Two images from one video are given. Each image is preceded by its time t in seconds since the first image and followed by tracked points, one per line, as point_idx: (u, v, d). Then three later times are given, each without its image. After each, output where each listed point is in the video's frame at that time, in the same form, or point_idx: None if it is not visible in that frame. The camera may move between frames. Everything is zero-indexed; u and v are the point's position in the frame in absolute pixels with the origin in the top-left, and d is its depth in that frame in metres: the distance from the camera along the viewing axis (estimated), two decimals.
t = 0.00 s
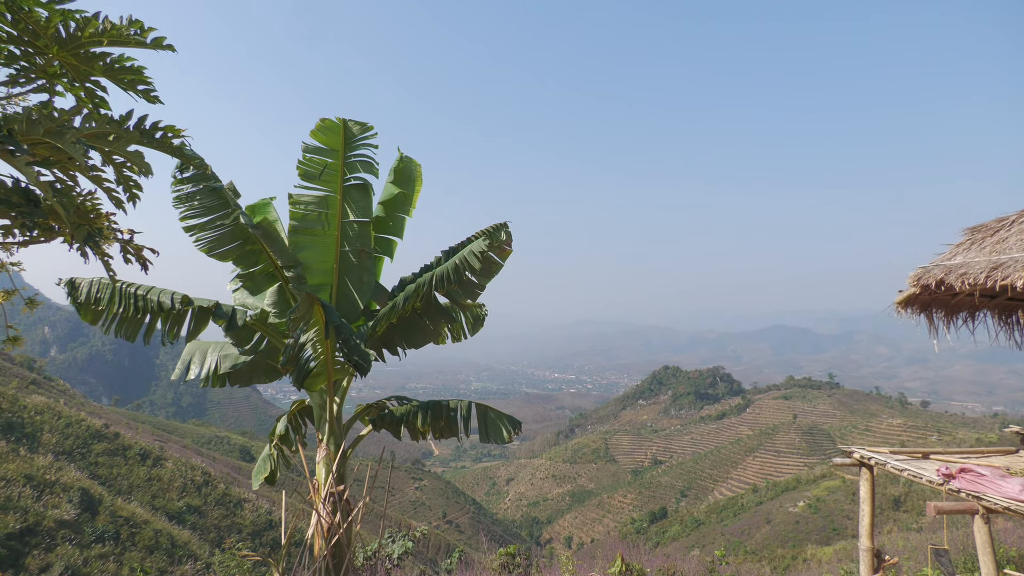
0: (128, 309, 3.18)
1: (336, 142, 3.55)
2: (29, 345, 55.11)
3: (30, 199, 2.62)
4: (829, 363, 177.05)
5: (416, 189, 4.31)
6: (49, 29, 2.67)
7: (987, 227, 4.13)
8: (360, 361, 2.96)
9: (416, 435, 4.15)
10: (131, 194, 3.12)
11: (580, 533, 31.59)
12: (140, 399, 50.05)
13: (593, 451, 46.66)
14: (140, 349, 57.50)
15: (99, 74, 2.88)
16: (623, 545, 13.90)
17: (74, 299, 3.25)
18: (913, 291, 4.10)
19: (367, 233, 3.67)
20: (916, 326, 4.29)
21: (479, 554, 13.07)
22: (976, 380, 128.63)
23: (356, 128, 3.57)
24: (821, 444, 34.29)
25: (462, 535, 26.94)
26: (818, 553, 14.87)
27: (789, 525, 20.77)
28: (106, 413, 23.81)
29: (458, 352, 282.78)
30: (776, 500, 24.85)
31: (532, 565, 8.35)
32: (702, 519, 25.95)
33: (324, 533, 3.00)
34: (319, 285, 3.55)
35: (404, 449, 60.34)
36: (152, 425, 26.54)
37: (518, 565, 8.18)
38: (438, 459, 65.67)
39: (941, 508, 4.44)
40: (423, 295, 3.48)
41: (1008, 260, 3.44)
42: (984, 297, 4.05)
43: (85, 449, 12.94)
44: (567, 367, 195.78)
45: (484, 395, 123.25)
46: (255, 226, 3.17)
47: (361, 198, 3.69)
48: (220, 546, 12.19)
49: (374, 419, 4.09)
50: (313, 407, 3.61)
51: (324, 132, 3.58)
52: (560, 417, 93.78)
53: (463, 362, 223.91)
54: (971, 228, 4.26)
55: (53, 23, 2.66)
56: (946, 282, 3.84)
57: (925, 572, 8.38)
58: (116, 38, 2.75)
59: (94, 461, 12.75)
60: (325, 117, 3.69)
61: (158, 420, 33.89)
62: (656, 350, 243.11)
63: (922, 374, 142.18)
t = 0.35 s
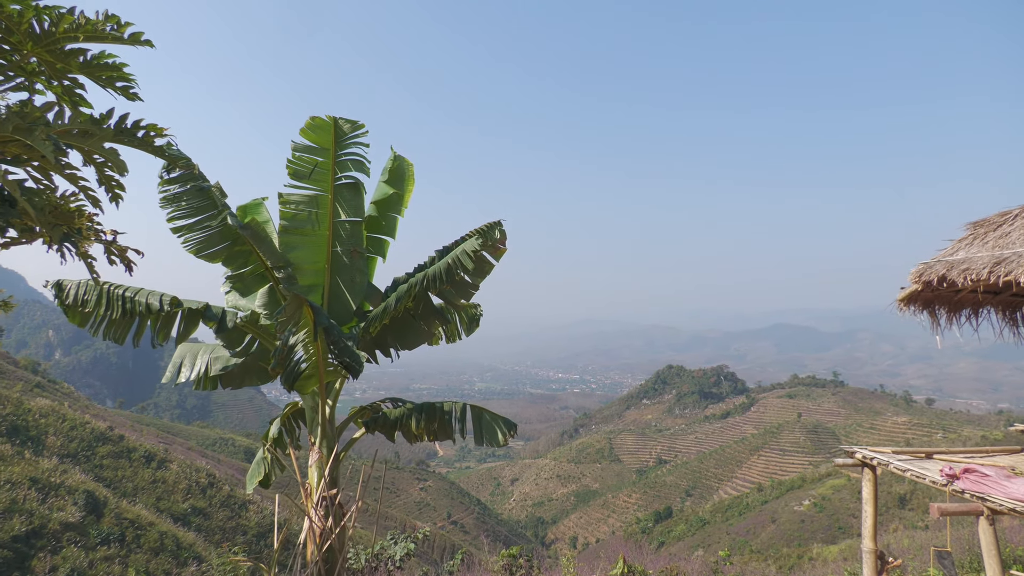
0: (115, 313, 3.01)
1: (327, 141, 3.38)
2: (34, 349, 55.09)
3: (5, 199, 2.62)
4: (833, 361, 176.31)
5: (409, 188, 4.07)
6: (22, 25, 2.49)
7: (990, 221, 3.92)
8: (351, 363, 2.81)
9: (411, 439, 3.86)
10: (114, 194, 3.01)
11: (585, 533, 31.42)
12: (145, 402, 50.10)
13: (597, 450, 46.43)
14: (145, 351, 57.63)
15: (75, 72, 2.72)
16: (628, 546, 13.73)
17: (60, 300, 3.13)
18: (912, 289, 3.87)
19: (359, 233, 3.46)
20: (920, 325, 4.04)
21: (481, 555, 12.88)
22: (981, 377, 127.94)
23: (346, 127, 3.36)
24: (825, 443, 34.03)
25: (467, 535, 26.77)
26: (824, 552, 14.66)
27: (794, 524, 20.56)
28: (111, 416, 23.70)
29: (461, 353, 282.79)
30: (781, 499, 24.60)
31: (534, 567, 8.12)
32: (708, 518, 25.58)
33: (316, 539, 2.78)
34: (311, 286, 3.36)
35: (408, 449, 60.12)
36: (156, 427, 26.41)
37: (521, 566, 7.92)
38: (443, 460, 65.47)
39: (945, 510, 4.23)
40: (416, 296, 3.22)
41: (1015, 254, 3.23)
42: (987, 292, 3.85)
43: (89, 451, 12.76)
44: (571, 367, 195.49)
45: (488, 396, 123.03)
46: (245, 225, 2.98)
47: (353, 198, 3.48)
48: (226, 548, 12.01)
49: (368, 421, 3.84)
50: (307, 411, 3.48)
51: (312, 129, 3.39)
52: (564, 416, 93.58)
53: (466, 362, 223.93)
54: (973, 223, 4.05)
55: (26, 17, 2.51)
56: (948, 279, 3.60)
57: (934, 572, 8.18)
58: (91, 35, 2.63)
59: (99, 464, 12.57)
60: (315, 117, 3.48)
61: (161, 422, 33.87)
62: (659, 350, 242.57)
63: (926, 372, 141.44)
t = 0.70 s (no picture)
0: (121, 321, 2.85)
1: (330, 145, 3.13)
2: (58, 357, 55.80)
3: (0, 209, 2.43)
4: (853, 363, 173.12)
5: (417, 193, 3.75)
6: (14, 30, 2.29)
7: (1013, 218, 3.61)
8: (357, 370, 2.54)
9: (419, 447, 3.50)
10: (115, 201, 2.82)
11: (604, 538, 30.96)
12: (165, 408, 50.54)
13: (615, 455, 45.82)
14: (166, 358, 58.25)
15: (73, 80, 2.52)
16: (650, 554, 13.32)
17: (66, 309, 2.98)
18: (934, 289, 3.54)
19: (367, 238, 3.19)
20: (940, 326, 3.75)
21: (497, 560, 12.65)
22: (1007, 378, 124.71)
23: (351, 132, 3.12)
24: (847, 447, 33.21)
25: (487, 541, 26.44)
26: (847, 557, 14.17)
27: (817, 529, 19.97)
28: (133, 422, 23.78)
29: (475, 358, 282.56)
30: (802, 503, 23.91)
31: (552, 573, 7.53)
32: (728, 523, 24.88)
33: (323, 549, 2.55)
34: (317, 292, 3.09)
35: (425, 454, 59.97)
36: (176, 434, 26.50)
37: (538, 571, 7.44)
38: (461, 465, 65.22)
39: (970, 518, 3.91)
40: (420, 301, 2.96)
41: None
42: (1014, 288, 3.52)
43: (111, 458, 12.59)
44: (587, 372, 194.30)
45: (505, 401, 122.54)
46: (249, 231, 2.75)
47: (360, 202, 3.22)
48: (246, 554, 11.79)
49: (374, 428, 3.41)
50: (313, 419, 3.15)
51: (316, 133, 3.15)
52: (580, 421, 92.91)
53: (481, 367, 223.76)
54: (995, 220, 3.73)
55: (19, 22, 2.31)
56: (970, 279, 3.31)
57: None
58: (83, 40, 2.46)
59: (120, 470, 12.36)
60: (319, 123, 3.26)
61: (180, 428, 34.10)
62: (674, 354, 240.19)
63: (950, 374, 138.21)
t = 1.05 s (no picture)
0: (135, 327, 2.71)
1: (340, 149, 2.94)
2: (87, 363, 56.94)
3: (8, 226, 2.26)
4: (880, 364, 169.06)
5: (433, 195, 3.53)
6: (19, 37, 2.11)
7: None
8: (369, 373, 2.34)
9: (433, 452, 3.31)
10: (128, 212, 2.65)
11: (627, 541, 30.51)
12: (191, 413, 51.30)
13: (637, 458, 45.23)
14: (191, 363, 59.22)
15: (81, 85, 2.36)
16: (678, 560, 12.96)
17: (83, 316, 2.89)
18: (958, 286, 3.31)
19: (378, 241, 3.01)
20: (966, 325, 3.50)
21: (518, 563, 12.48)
22: None
23: (360, 134, 2.92)
24: (874, 448, 32.29)
25: (509, 544, 26.21)
26: (877, 560, 13.69)
27: (843, 532, 19.38)
28: (159, 428, 24.10)
29: (494, 361, 282.59)
30: (828, 506, 23.25)
31: None
32: (752, 526, 24.31)
33: (336, 554, 2.44)
34: (329, 296, 2.91)
35: (446, 458, 59.95)
36: (201, 438, 26.77)
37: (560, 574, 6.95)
38: (482, 469, 65.06)
39: (1002, 525, 3.64)
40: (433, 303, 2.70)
41: None
42: None
43: (139, 462, 12.61)
44: (607, 375, 192.84)
45: (526, 404, 122.13)
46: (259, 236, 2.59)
47: (371, 205, 3.02)
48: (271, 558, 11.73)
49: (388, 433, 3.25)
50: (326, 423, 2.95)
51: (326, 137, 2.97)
52: (602, 424, 92.10)
53: (499, 370, 223.63)
54: None
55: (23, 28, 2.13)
56: (998, 275, 3.06)
57: None
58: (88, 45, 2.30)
59: (147, 474, 12.40)
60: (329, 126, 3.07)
61: (205, 432, 34.53)
62: (695, 356, 237.34)
63: (981, 373, 134.13)
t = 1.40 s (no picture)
0: (154, 333, 2.64)
1: (354, 152, 2.83)
2: (114, 368, 58.18)
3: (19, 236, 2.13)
4: (908, 364, 164.99)
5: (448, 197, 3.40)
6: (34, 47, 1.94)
7: None
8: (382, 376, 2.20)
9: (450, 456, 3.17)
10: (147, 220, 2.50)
11: (649, 544, 30.09)
12: (214, 416, 52.02)
13: (659, 460, 44.66)
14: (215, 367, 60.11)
15: (98, 94, 2.16)
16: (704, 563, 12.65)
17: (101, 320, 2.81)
18: (984, 285, 3.14)
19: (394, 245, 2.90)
20: (992, 324, 3.35)
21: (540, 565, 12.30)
22: None
23: (375, 137, 2.83)
24: (900, 450, 31.40)
25: (530, 546, 25.99)
26: (904, 564, 13.27)
27: (870, 535, 18.82)
28: (184, 431, 24.45)
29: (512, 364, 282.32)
30: (855, 508, 22.65)
31: None
32: (776, 529, 23.76)
33: (353, 558, 2.31)
34: (344, 300, 2.80)
35: (466, 460, 59.91)
36: (225, 441, 27.08)
37: None
38: (502, 471, 64.88)
39: None
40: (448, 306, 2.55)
41: None
42: None
43: (164, 465, 12.70)
44: (627, 377, 191.29)
45: (546, 406, 121.68)
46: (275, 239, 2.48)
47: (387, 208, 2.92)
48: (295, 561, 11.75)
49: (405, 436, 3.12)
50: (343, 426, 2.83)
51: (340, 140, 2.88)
52: (623, 426, 91.30)
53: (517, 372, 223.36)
54: None
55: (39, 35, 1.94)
56: None
57: None
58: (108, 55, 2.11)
59: (173, 477, 12.47)
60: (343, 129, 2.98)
61: (228, 435, 34.89)
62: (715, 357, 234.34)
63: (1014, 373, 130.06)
